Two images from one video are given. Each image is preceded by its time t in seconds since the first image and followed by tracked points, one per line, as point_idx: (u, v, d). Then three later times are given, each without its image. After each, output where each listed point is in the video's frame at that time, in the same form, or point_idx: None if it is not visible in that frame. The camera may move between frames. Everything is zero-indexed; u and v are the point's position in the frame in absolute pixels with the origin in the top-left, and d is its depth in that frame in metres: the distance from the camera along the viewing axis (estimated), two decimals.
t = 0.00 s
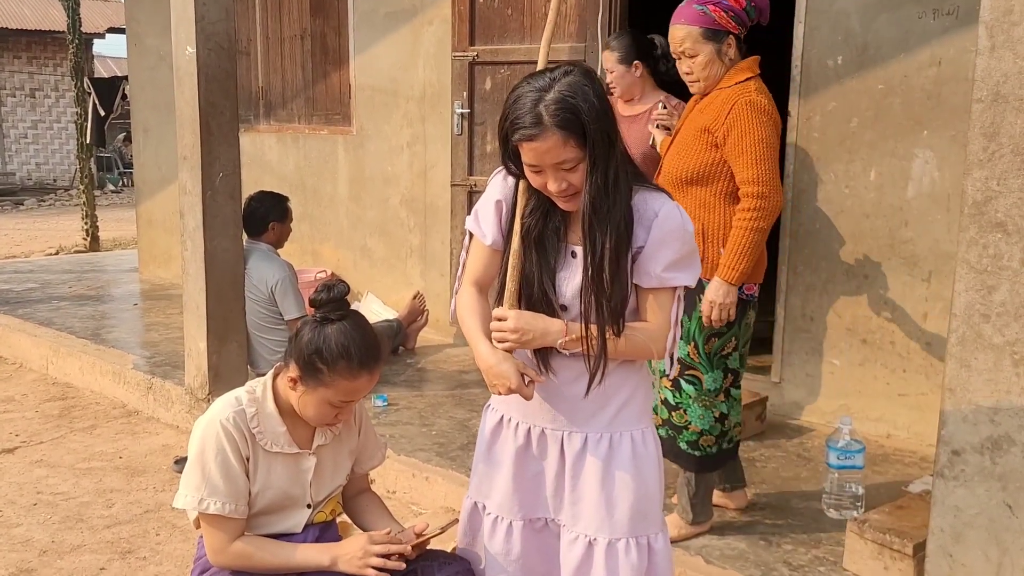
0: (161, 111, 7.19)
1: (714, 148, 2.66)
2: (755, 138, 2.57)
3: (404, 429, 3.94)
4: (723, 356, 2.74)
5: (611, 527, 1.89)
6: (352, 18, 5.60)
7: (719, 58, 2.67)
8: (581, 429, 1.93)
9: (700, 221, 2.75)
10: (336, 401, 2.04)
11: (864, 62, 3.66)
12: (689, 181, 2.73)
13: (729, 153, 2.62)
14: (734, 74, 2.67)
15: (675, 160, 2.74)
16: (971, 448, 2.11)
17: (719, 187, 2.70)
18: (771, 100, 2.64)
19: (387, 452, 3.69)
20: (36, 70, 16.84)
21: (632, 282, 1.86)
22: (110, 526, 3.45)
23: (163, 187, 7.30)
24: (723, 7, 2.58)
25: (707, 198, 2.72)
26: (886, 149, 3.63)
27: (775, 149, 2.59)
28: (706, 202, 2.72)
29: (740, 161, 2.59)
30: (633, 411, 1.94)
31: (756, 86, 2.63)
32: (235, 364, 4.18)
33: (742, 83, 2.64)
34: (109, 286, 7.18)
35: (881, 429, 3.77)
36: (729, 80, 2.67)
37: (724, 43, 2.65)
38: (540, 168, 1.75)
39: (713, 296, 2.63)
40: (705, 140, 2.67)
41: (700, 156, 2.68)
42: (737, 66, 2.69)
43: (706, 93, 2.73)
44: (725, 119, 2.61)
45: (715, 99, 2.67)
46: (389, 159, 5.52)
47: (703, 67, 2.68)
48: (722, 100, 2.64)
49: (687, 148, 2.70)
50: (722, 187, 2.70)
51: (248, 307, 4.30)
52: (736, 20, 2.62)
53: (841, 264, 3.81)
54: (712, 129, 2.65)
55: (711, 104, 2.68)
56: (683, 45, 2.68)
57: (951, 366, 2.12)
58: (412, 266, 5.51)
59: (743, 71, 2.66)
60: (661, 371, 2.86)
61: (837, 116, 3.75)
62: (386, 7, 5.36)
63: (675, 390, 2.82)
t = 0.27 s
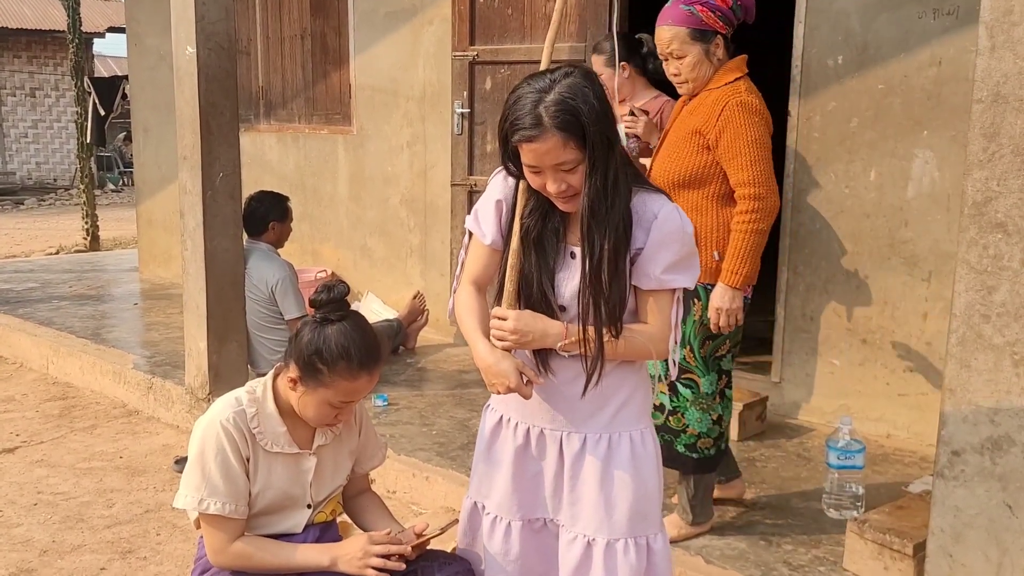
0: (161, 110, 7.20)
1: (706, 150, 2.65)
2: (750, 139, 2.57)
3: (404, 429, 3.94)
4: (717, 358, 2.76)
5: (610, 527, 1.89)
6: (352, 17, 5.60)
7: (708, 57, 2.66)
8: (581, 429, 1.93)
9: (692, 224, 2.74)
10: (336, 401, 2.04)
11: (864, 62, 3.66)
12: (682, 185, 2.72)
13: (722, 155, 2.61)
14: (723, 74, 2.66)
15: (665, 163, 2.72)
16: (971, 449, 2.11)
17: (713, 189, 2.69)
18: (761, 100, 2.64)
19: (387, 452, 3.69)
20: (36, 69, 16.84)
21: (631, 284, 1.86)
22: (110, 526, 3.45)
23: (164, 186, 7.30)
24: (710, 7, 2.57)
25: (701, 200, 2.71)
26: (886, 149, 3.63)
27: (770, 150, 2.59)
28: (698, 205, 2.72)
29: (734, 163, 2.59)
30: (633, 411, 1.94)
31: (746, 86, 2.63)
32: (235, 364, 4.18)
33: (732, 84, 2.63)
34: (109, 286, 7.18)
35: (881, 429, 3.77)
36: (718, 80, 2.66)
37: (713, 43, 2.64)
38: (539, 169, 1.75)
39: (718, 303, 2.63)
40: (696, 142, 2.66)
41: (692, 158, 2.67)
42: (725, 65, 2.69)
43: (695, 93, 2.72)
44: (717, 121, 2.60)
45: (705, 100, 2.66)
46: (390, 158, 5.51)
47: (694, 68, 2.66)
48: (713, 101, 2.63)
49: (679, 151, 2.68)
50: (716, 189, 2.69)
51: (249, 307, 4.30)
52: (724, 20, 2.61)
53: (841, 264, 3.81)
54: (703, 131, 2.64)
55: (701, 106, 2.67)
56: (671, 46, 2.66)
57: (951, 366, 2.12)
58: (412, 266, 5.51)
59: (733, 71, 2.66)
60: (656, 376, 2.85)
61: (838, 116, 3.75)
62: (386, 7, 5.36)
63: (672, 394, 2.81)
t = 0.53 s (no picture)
0: (162, 109, 7.20)
1: (696, 150, 2.65)
2: (738, 138, 2.56)
3: (405, 428, 3.94)
4: (719, 360, 2.76)
5: (612, 527, 1.89)
6: (352, 17, 5.60)
7: (693, 57, 2.64)
8: (581, 429, 1.93)
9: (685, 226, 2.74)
10: (337, 400, 2.04)
11: (866, 61, 3.66)
12: (673, 186, 2.71)
13: (711, 154, 2.60)
14: (709, 74, 2.65)
15: (655, 165, 2.72)
16: (972, 448, 2.11)
17: (705, 190, 2.69)
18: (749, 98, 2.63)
19: (389, 451, 3.69)
20: (37, 69, 16.84)
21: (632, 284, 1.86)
22: (112, 525, 3.45)
23: (165, 185, 7.30)
24: (695, 7, 2.56)
25: (694, 201, 2.71)
26: (887, 148, 3.63)
27: (759, 147, 2.58)
28: (691, 206, 2.71)
29: (723, 162, 2.58)
30: (634, 410, 1.94)
31: (732, 84, 2.62)
32: (236, 363, 4.18)
33: (718, 83, 2.63)
34: (110, 285, 7.18)
35: (882, 428, 3.77)
36: (704, 80, 2.65)
37: (698, 43, 2.63)
38: (542, 169, 1.75)
39: (712, 303, 2.63)
40: (686, 144, 2.66)
41: (682, 159, 2.67)
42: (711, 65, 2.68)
43: (683, 94, 2.71)
44: (704, 121, 2.60)
45: (693, 101, 2.66)
46: (391, 158, 5.51)
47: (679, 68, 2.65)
48: (700, 101, 2.63)
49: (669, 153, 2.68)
50: (707, 189, 2.69)
51: (249, 306, 4.29)
52: (709, 20, 2.60)
53: (843, 263, 3.81)
54: (692, 131, 2.63)
55: (689, 106, 2.66)
56: (656, 49, 2.65)
57: (952, 366, 2.12)
58: (413, 265, 5.51)
59: (719, 70, 2.65)
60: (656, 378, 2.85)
61: (839, 115, 3.75)
62: (387, 6, 5.36)
63: (671, 397, 2.81)
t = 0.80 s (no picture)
0: (161, 108, 7.19)
1: (679, 149, 2.64)
2: (722, 136, 2.56)
3: (405, 427, 3.94)
4: (707, 358, 2.76)
5: (612, 525, 1.89)
6: (352, 15, 5.59)
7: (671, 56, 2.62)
8: (581, 428, 1.93)
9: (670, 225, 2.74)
10: (336, 397, 2.03)
11: (865, 60, 3.65)
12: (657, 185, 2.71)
13: (695, 153, 2.60)
14: (689, 73, 2.64)
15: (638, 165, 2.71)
16: (971, 447, 2.12)
17: (690, 188, 2.69)
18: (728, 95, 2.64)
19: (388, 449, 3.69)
20: (36, 67, 16.82)
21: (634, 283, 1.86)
22: (111, 524, 3.45)
23: (164, 184, 7.30)
24: (671, 7, 2.54)
25: (678, 200, 2.71)
26: (887, 147, 3.63)
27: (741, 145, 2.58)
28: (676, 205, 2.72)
29: (707, 160, 2.58)
30: (634, 409, 1.94)
31: (712, 83, 2.62)
32: (235, 362, 4.18)
33: (698, 83, 2.62)
34: (109, 284, 7.18)
35: (882, 427, 3.77)
36: (683, 80, 2.64)
37: (675, 42, 2.61)
38: (543, 168, 1.75)
39: (697, 299, 2.65)
40: (669, 143, 2.65)
41: (666, 158, 2.66)
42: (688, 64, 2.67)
43: (661, 94, 2.70)
44: (687, 120, 2.59)
45: (673, 100, 2.65)
46: (390, 156, 5.51)
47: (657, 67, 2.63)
48: (682, 101, 2.61)
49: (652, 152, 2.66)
50: (691, 187, 2.69)
51: (248, 304, 4.29)
52: (685, 20, 2.58)
53: (842, 262, 3.81)
54: (674, 130, 2.62)
55: (670, 106, 2.65)
56: (634, 49, 2.62)
57: (951, 364, 2.12)
58: (413, 264, 5.51)
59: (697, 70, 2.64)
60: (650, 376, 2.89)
61: (838, 114, 3.75)
62: (386, 5, 5.36)
63: (663, 396, 2.83)
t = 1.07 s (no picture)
0: (159, 107, 7.19)
1: (658, 144, 2.63)
2: (700, 129, 2.56)
3: (404, 426, 3.94)
4: (685, 351, 2.74)
5: (612, 523, 1.89)
6: (350, 14, 5.59)
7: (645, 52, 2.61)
8: (581, 426, 1.93)
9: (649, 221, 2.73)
10: (334, 394, 2.03)
11: (863, 58, 3.65)
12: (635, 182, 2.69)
13: (674, 147, 2.60)
14: (661, 70, 2.63)
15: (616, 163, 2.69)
16: (969, 444, 2.12)
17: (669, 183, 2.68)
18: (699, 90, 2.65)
19: (387, 448, 3.69)
20: (34, 66, 16.81)
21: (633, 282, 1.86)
22: (109, 523, 3.45)
23: (162, 183, 7.29)
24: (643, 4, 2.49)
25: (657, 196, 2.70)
26: (885, 145, 3.63)
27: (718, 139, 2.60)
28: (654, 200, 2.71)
29: (686, 154, 2.58)
30: (633, 407, 1.94)
31: (686, 79, 2.63)
32: (234, 361, 4.18)
33: (673, 78, 2.62)
34: (108, 283, 7.18)
35: (880, 425, 3.78)
36: (657, 76, 2.64)
37: (648, 39, 2.58)
38: (542, 166, 1.75)
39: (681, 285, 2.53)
40: (647, 138, 2.63)
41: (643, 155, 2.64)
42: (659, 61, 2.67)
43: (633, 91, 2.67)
44: (665, 115, 2.58)
45: (648, 96, 2.63)
46: (389, 155, 5.51)
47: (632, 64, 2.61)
48: (658, 96, 2.60)
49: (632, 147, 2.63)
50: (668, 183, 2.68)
51: (246, 303, 4.29)
52: (656, 17, 2.54)
53: (840, 261, 3.81)
54: (654, 126, 2.61)
55: (645, 103, 2.62)
56: (607, 45, 2.53)
57: (949, 362, 2.12)
58: (411, 263, 5.51)
59: (670, 66, 2.65)
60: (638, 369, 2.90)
61: (836, 112, 3.75)
62: (385, 3, 5.35)
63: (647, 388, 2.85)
